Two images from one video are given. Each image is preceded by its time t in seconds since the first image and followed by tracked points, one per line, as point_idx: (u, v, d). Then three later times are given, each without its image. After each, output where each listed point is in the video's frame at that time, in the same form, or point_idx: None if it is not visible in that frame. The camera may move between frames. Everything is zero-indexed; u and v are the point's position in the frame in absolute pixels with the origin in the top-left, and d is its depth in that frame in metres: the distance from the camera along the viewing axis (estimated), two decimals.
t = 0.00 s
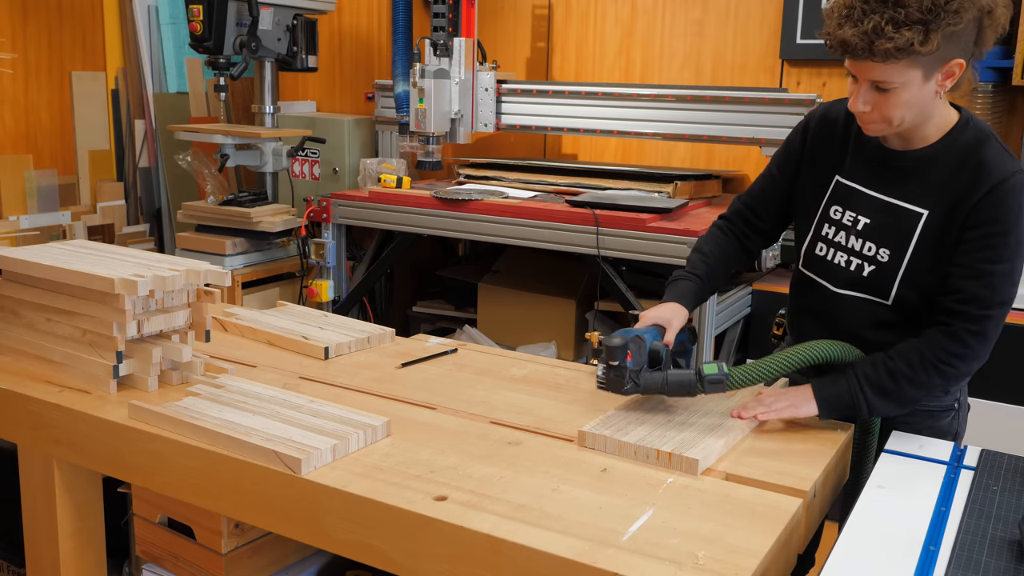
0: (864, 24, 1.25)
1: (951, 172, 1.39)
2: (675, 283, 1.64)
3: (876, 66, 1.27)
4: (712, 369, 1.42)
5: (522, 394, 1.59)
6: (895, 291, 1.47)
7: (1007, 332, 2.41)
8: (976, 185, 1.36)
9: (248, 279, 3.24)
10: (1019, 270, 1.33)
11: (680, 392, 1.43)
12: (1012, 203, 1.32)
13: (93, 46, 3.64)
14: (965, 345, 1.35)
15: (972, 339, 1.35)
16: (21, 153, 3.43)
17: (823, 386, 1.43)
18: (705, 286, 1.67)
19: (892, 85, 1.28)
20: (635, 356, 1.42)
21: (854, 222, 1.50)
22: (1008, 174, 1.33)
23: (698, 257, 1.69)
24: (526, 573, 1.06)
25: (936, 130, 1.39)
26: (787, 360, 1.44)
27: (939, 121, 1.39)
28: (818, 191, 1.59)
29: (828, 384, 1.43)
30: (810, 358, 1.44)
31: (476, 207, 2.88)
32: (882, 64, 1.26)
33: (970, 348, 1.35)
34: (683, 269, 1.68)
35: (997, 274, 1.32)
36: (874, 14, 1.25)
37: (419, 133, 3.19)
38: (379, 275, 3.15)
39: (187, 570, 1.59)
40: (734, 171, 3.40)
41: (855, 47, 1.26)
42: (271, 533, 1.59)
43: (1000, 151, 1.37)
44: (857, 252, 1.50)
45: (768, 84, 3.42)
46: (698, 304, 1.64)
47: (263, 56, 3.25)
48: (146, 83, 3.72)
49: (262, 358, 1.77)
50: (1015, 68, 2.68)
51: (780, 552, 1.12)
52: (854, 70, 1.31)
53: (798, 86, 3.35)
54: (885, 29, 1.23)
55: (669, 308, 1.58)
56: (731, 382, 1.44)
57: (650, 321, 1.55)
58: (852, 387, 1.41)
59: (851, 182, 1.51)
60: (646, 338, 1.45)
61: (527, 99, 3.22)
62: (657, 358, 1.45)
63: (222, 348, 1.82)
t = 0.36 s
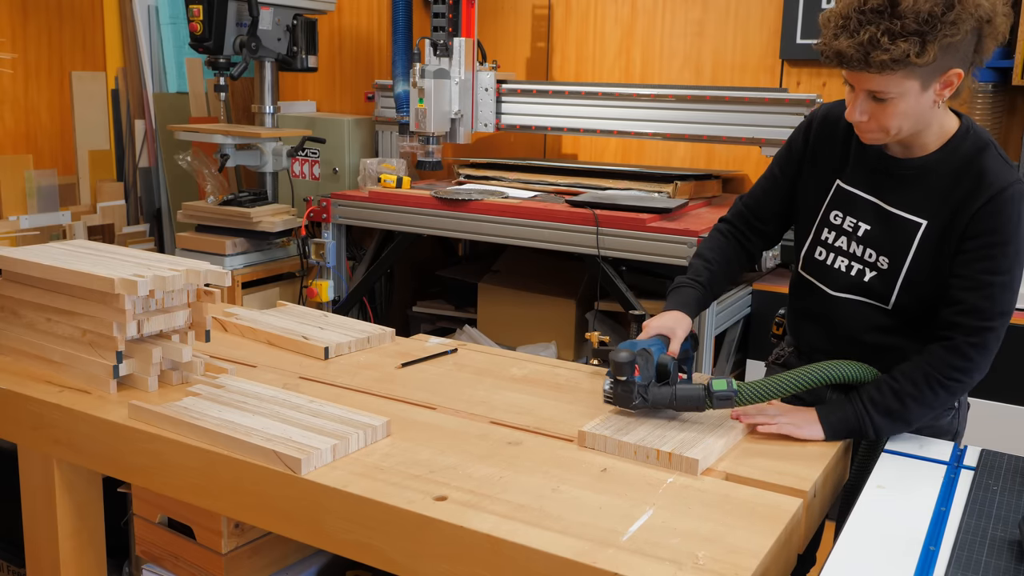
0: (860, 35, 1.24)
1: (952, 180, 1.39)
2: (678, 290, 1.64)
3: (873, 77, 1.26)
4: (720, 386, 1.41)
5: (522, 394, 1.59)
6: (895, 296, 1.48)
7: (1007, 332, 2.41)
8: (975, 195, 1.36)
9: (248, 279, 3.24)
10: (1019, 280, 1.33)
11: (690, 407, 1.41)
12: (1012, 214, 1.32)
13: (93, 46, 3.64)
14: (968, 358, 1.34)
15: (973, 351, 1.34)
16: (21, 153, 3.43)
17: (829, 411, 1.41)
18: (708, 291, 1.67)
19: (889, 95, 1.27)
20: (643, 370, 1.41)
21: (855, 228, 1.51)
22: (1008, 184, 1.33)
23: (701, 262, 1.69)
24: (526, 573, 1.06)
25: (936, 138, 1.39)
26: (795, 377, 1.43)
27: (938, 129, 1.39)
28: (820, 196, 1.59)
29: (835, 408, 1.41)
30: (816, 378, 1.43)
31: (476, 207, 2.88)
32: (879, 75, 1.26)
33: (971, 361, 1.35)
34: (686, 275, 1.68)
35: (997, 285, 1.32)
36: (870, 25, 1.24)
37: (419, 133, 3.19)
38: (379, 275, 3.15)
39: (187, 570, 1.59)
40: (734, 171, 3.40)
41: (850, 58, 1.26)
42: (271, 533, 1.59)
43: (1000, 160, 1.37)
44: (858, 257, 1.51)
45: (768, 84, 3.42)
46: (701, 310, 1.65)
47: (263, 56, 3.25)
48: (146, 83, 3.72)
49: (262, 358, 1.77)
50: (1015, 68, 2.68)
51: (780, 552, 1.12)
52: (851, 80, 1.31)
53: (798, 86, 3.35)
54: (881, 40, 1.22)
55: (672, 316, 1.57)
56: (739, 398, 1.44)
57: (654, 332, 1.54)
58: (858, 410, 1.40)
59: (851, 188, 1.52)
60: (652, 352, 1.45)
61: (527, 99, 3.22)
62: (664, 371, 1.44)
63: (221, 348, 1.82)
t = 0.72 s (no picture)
0: (866, 42, 1.23)
1: (954, 187, 1.38)
2: (679, 291, 1.64)
3: (878, 84, 1.25)
4: (723, 391, 1.42)
5: (522, 394, 1.59)
6: (898, 300, 1.47)
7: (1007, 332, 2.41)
8: (977, 201, 1.34)
9: (248, 279, 3.24)
10: (1021, 287, 1.30)
11: (692, 413, 1.42)
12: (1013, 221, 1.30)
13: (93, 46, 3.64)
14: (965, 364, 1.32)
15: (971, 357, 1.32)
16: (21, 153, 3.43)
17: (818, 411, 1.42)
18: (709, 292, 1.67)
19: (894, 102, 1.27)
20: (645, 378, 1.42)
21: (858, 232, 1.50)
22: (1011, 192, 1.31)
23: (701, 262, 1.69)
24: (526, 573, 1.06)
25: (941, 145, 1.38)
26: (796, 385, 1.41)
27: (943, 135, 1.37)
28: (823, 198, 1.59)
29: (827, 411, 1.41)
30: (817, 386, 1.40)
31: (476, 207, 2.87)
32: (884, 82, 1.25)
33: (970, 369, 1.32)
34: (687, 275, 1.68)
35: (996, 291, 1.29)
36: (875, 32, 1.23)
37: (419, 133, 3.19)
38: (379, 275, 3.15)
39: (187, 570, 1.59)
40: (734, 171, 3.40)
41: (855, 65, 1.25)
42: (271, 533, 1.59)
43: (1004, 168, 1.35)
44: (861, 261, 1.50)
45: (768, 84, 3.42)
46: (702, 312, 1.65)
47: (263, 56, 3.25)
48: (146, 83, 3.72)
49: (261, 358, 1.77)
50: (1015, 68, 2.68)
51: (780, 551, 1.12)
52: (855, 86, 1.30)
53: (798, 86, 3.35)
54: (887, 48, 1.21)
55: (673, 320, 1.57)
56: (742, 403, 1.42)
57: (656, 336, 1.54)
58: (848, 411, 1.39)
59: (854, 192, 1.51)
60: (653, 358, 1.45)
61: (527, 99, 3.22)
62: (666, 378, 1.42)
63: (221, 348, 1.82)
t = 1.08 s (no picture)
0: (862, 47, 1.23)
1: (949, 191, 1.37)
2: (679, 291, 1.64)
3: (874, 89, 1.26)
4: (720, 393, 1.40)
5: (522, 394, 1.59)
6: (896, 302, 1.47)
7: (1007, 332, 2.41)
8: (971, 204, 1.34)
9: (248, 279, 3.24)
10: (1017, 293, 1.29)
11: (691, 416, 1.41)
12: (1007, 226, 1.29)
13: (92, 46, 3.64)
14: (959, 370, 1.31)
15: (965, 363, 1.31)
16: (22, 153, 3.43)
17: (813, 408, 1.42)
18: (709, 292, 1.67)
19: (891, 107, 1.27)
20: (642, 379, 1.41)
21: (855, 235, 1.50)
22: (1006, 197, 1.31)
23: (702, 262, 1.69)
24: (526, 573, 1.06)
25: (938, 149, 1.38)
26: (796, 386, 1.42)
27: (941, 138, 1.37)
28: (821, 200, 1.59)
29: (820, 410, 1.41)
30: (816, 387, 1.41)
31: (476, 207, 2.87)
32: (880, 87, 1.25)
33: (964, 375, 1.31)
34: (687, 276, 1.68)
35: (990, 296, 1.28)
36: (872, 37, 1.24)
37: (419, 133, 3.19)
38: (379, 275, 3.15)
39: (187, 570, 1.59)
40: (734, 171, 3.40)
41: (851, 70, 1.25)
42: (271, 533, 1.59)
43: (1000, 173, 1.35)
44: (858, 264, 1.50)
45: (768, 84, 3.42)
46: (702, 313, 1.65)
47: (263, 56, 3.25)
48: (146, 83, 3.72)
49: (262, 358, 1.77)
50: (1015, 68, 2.68)
51: (780, 552, 1.12)
52: (853, 92, 1.30)
53: (798, 86, 3.35)
54: (883, 53, 1.22)
55: (672, 321, 1.57)
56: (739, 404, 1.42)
57: (655, 337, 1.54)
58: (841, 413, 1.39)
59: (851, 195, 1.51)
60: (650, 360, 1.44)
61: (527, 99, 3.22)
62: (664, 380, 1.43)
63: (221, 348, 1.82)
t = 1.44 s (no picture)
0: (845, 52, 1.24)
1: (940, 196, 1.37)
2: (669, 296, 1.65)
3: (858, 94, 1.26)
4: (710, 398, 1.38)
5: (522, 394, 1.59)
6: (893, 305, 1.47)
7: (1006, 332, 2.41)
8: (962, 209, 1.33)
9: (248, 279, 3.24)
10: (1012, 297, 1.28)
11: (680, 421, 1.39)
12: (1000, 228, 1.28)
13: (92, 46, 3.64)
14: (955, 376, 1.30)
15: (961, 369, 1.29)
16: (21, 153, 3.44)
17: (810, 414, 1.42)
18: (701, 296, 1.67)
19: (878, 112, 1.26)
20: (630, 383, 1.40)
21: (849, 239, 1.50)
22: (997, 199, 1.30)
23: (694, 266, 1.69)
24: (526, 573, 1.06)
25: (930, 154, 1.37)
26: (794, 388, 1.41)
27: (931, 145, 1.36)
28: (815, 204, 1.59)
29: (820, 418, 1.41)
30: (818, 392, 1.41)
31: (476, 207, 2.87)
32: (865, 92, 1.25)
33: (961, 382, 1.30)
34: (679, 280, 1.68)
35: (985, 300, 1.27)
36: (855, 41, 1.24)
37: (419, 133, 3.20)
38: (379, 275, 3.15)
39: (187, 570, 1.59)
40: (734, 171, 3.40)
41: (836, 75, 1.25)
42: (271, 533, 1.59)
43: (992, 175, 1.34)
44: (853, 268, 1.50)
45: (768, 84, 3.42)
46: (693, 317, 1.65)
47: (263, 56, 3.25)
48: (146, 83, 3.72)
49: (261, 358, 1.77)
50: (1015, 68, 2.67)
51: (780, 551, 1.12)
52: (839, 97, 1.30)
53: (798, 86, 3.35)
54: (867, 57, 1.22)
55: (661, 324, 1.57)
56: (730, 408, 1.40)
57: (645, 341, 1.54)
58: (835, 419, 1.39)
59: (845, 199, 1.51)
60: (639, 362, 1.43)
61: (527, 99, 3.22)
62: (653, 384, 1.41)
63: (221, 348, 1.82)
